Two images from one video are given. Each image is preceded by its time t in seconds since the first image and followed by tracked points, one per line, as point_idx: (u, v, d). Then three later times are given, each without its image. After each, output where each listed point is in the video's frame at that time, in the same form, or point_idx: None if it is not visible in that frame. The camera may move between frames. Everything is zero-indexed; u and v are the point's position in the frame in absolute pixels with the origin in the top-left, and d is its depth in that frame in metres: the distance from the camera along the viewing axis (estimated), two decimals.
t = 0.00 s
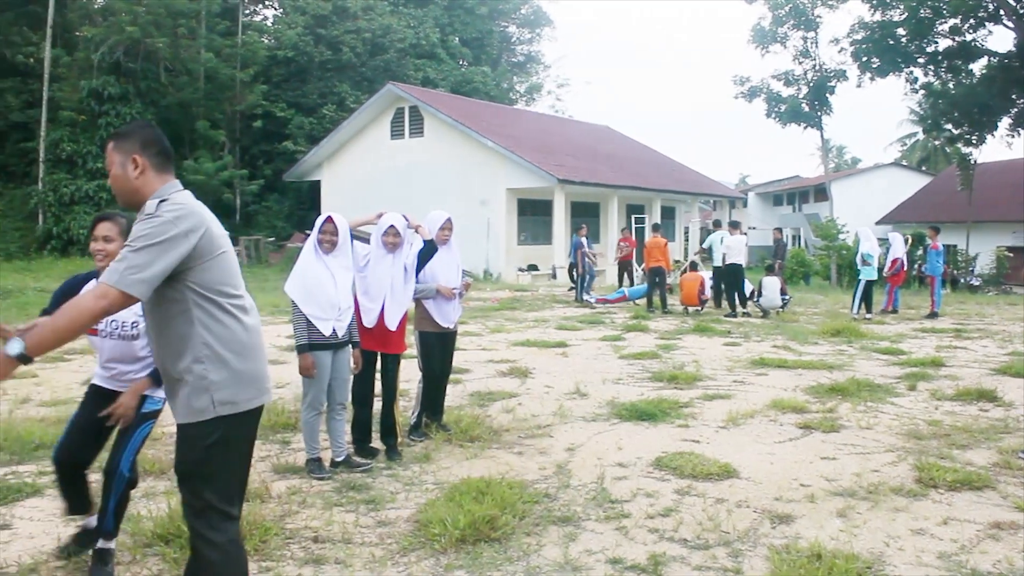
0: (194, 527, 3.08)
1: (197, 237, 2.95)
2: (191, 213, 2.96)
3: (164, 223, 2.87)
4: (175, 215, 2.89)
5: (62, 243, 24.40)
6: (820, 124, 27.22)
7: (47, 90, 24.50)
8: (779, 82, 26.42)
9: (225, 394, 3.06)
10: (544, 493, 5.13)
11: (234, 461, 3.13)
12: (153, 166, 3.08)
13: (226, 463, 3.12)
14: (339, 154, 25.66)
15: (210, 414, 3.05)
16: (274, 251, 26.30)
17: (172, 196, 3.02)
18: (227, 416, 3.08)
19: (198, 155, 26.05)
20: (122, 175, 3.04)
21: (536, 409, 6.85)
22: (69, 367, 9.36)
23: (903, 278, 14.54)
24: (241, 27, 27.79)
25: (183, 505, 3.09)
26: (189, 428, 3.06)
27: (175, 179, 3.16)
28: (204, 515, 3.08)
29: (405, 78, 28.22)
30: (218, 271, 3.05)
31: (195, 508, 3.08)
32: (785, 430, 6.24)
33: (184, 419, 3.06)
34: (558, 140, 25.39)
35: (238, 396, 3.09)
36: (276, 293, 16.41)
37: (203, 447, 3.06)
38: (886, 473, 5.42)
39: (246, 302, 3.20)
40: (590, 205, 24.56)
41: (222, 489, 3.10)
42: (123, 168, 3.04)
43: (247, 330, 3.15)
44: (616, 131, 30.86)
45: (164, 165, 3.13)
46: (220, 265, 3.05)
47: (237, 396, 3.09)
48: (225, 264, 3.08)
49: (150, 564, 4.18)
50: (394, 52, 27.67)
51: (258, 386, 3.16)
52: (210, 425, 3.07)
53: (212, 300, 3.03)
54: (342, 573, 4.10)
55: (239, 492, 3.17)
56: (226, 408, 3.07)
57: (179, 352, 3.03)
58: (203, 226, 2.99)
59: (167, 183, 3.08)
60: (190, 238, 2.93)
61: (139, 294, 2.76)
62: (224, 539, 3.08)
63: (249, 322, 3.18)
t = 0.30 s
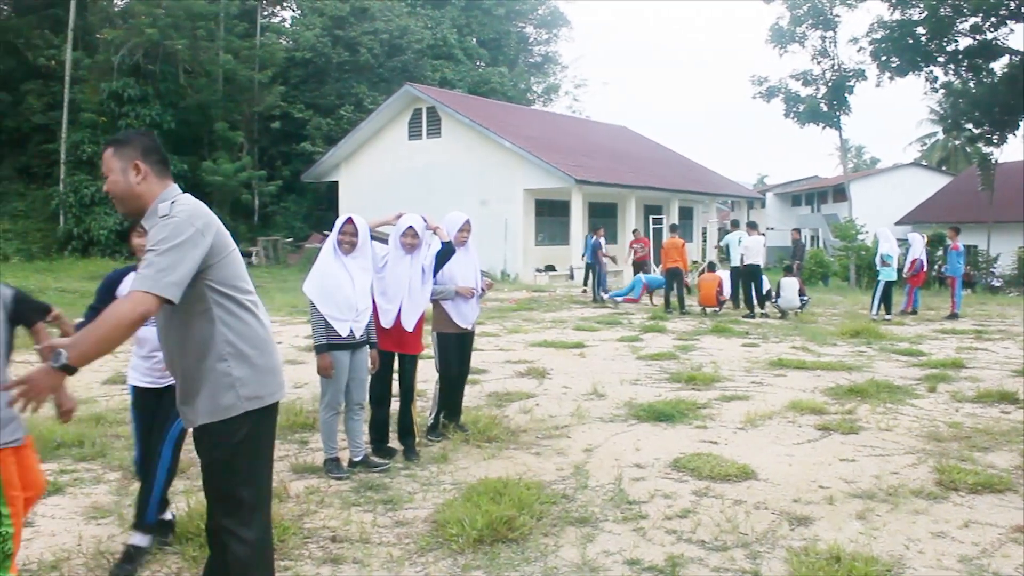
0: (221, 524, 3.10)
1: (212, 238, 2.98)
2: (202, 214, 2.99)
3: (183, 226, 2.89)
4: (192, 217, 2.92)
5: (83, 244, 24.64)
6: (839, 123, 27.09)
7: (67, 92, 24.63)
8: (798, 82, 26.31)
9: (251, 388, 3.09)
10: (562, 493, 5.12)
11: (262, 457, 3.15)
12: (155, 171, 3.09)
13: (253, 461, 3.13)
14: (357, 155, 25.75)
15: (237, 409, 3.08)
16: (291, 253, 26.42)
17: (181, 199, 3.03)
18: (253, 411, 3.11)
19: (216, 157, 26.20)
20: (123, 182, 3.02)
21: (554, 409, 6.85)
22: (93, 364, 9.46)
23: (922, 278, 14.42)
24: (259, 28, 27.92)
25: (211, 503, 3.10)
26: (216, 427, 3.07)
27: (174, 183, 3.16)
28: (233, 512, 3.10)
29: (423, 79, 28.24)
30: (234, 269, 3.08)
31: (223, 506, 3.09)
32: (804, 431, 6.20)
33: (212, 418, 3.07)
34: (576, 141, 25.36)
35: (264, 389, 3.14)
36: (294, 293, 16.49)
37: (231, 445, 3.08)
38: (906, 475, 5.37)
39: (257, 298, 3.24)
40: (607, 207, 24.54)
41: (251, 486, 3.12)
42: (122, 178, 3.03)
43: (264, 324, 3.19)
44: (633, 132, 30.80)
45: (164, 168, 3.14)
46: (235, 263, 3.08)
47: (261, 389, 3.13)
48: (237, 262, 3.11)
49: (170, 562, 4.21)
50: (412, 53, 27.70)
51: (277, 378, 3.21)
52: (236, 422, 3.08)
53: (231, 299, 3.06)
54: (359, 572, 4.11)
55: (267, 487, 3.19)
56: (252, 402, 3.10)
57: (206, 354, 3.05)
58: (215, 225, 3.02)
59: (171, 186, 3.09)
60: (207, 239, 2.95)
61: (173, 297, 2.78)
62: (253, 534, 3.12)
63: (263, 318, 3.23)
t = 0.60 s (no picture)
0: (245, 525, 3.10)
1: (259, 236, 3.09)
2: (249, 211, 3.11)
3: (238, 222, 3.00)
4: (244, 213, 3.03)
5: (112, 246, 25.08)
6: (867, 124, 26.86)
7: (99, 95, 25.12)
8: (826, 82, 26.15)
9: (280, 386, 3.13)
10: (589, 495, 5.09)
11: (287, 458, 3.18)
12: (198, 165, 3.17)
13: (280, 460, 3.15)
14: (383, 158, 25.87)
15: (269, 407, 3.11)
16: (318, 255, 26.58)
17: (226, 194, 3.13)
18: (283, 410, 3.15)
19: (244, 159, 26.43)
20: (175, 167, 3.09)
21: (581, 410, 6.83)
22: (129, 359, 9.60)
23: (953, 280, 14.26)
24: (287, 31, 28.14)
25: (234, 503, 3.10)
26: (244, 426, 3.08)
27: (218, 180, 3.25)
28: (259, 512, 3.11)
29: (449, 81, 28.32)
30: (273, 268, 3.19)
31: (248, 506, 3.10)
32: (833, 433, 6.15)
33: (238, 415, 3.07)
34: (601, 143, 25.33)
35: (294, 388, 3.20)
36: (319, 293, 16.62)
37: (258, 446, 3.10)
38: (937, 479, 5.31)
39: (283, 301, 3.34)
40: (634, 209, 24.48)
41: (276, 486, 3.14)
42: (177, 163, 3.10)
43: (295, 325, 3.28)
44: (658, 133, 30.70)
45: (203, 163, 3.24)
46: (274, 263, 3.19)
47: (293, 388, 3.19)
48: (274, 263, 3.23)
49: (201, 560, 4.25)
50: (438, 55, 27.78)
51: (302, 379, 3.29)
52: (265, 421, 3.10)
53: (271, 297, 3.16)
54: (386, 573, 4.11)
55: (289, 487, 3.21)
56: (285, 400, 3.15)
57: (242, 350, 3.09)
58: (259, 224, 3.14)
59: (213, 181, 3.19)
60: (252, 237, 3.06)
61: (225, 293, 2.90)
62: (277, 534, 3.14)
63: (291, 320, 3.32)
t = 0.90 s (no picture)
0: (266, 521, 3.11)
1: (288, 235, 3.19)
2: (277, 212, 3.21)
3: (274, 218, 3.09)
4: (278, 211, 3.12)
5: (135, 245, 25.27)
6: (891, 123, 26.65)
7: (124, 97, 25.27)
8: (849, 81, 25.95)
9: (300, 383, 3.17)
10: (610, 496, 5.09)
11: (306, 454, 3.19)
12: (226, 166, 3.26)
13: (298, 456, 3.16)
14: (404, 157, 25.94)
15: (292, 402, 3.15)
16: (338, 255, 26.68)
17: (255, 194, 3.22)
18: (303, 407, 3.18)
19: (266, 160, 26.57)
20: (208, 165, 3.17)
21: (602, 411, 6.82)
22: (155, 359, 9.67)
23: (979, 281, 14.10)
24: (309, 32, 28.27)
25: (253, 499, 3.11)
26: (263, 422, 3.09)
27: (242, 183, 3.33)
28: (279, 508, 3.12)
29: (471, 81, 28.38)
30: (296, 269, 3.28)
31: (268, 502, 3.11)
32: (855, 435, 6.11)
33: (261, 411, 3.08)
34: (622, 142, 25.26)
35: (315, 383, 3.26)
36: (342, 293, 16.68)
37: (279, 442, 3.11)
38: (961, 482, 5.25)
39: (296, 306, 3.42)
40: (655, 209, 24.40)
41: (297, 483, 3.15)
42: (209, 162, 3.18)
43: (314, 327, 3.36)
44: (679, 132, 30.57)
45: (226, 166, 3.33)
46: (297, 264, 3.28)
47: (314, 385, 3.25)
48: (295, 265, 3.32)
49: (223, 559, 4.29)
50: (460, 55, 27.85)
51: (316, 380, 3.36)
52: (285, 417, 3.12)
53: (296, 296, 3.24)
54: (407, 573, 4.12)
55: (308, 484, 3.22)
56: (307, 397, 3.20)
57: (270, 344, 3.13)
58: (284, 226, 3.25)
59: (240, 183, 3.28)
60: (283, 236, 3.14)
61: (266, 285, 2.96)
62: (297, 531, 3.14)
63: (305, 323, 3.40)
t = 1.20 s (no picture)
0: (274, 517, 3.14)
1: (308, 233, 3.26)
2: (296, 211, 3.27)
3: (301, 214, 3.16)
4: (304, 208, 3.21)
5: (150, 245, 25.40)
6: (907, 123, 26.50)
7: (140, 98, 25.39)
8: (865, 80, 25.83)
9: (317, 378, 3.21)
10: (625, 497, 5.08)
11: (316, 450, 3.22)
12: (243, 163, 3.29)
13: (308, 452, 3.19)
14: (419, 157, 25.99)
15: (311, 394, 3.18)
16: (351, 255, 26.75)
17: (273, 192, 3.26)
18: (314, 402, 3.20)
19: (282, 160, 26.67)
20: (225, 163, 3.20)
21: (616, 412, 6.81)
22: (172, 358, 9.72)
23: (997, 281, 14.00)
24: (325, 33, 28.36)
25: (263, 493, 3.13)
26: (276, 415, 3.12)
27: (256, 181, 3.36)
28: (287, 503, 3.14)
29: (485, 81, 28.40)
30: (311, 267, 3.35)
31: (277, 496, 3.13)
32: (872, 436, 6.08)
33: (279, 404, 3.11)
34: (636, 142, 25.22)
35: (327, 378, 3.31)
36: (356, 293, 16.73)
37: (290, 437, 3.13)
38: (979, 483, 5.21)
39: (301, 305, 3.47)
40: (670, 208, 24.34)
41: (307, 475, 3.18)
42: (226, 160, 3.21)
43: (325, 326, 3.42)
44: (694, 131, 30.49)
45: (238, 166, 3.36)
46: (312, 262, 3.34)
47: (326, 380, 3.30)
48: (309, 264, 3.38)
49: (238, 557, 4.30)
50: (474, 56, 27.88)
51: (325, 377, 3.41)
52: (300, 413, 3.14)
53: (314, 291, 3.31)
54: (422, 573, 4.13)
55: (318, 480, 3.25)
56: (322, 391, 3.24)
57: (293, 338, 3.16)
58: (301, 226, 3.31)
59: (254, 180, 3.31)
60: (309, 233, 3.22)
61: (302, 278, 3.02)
62: (305, 525, 3.17)
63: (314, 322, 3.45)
